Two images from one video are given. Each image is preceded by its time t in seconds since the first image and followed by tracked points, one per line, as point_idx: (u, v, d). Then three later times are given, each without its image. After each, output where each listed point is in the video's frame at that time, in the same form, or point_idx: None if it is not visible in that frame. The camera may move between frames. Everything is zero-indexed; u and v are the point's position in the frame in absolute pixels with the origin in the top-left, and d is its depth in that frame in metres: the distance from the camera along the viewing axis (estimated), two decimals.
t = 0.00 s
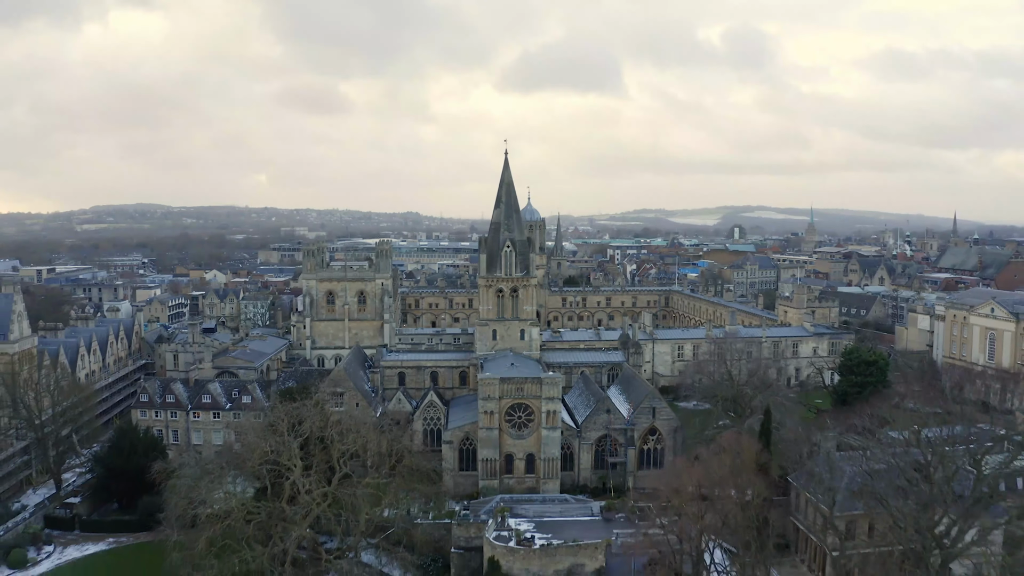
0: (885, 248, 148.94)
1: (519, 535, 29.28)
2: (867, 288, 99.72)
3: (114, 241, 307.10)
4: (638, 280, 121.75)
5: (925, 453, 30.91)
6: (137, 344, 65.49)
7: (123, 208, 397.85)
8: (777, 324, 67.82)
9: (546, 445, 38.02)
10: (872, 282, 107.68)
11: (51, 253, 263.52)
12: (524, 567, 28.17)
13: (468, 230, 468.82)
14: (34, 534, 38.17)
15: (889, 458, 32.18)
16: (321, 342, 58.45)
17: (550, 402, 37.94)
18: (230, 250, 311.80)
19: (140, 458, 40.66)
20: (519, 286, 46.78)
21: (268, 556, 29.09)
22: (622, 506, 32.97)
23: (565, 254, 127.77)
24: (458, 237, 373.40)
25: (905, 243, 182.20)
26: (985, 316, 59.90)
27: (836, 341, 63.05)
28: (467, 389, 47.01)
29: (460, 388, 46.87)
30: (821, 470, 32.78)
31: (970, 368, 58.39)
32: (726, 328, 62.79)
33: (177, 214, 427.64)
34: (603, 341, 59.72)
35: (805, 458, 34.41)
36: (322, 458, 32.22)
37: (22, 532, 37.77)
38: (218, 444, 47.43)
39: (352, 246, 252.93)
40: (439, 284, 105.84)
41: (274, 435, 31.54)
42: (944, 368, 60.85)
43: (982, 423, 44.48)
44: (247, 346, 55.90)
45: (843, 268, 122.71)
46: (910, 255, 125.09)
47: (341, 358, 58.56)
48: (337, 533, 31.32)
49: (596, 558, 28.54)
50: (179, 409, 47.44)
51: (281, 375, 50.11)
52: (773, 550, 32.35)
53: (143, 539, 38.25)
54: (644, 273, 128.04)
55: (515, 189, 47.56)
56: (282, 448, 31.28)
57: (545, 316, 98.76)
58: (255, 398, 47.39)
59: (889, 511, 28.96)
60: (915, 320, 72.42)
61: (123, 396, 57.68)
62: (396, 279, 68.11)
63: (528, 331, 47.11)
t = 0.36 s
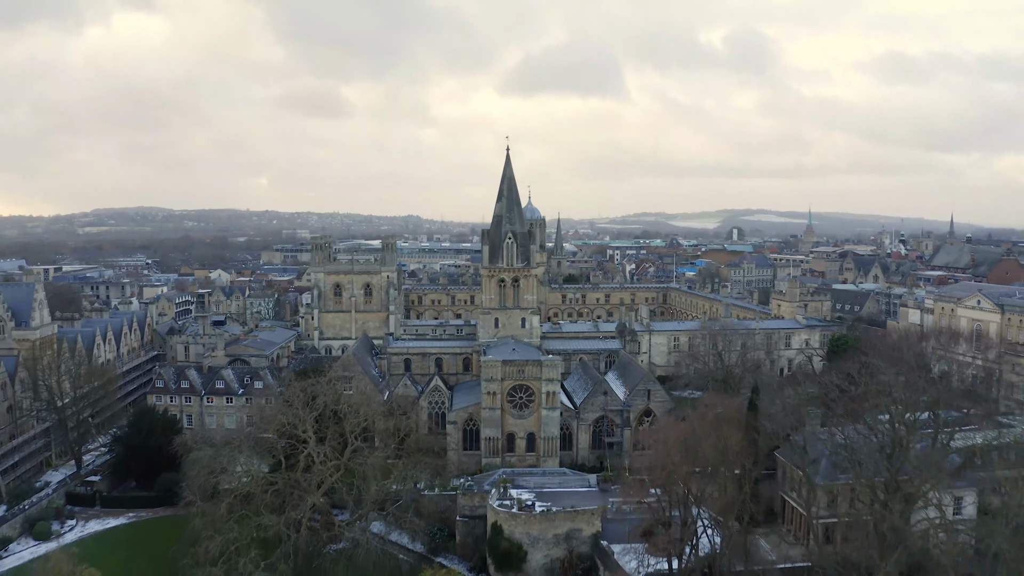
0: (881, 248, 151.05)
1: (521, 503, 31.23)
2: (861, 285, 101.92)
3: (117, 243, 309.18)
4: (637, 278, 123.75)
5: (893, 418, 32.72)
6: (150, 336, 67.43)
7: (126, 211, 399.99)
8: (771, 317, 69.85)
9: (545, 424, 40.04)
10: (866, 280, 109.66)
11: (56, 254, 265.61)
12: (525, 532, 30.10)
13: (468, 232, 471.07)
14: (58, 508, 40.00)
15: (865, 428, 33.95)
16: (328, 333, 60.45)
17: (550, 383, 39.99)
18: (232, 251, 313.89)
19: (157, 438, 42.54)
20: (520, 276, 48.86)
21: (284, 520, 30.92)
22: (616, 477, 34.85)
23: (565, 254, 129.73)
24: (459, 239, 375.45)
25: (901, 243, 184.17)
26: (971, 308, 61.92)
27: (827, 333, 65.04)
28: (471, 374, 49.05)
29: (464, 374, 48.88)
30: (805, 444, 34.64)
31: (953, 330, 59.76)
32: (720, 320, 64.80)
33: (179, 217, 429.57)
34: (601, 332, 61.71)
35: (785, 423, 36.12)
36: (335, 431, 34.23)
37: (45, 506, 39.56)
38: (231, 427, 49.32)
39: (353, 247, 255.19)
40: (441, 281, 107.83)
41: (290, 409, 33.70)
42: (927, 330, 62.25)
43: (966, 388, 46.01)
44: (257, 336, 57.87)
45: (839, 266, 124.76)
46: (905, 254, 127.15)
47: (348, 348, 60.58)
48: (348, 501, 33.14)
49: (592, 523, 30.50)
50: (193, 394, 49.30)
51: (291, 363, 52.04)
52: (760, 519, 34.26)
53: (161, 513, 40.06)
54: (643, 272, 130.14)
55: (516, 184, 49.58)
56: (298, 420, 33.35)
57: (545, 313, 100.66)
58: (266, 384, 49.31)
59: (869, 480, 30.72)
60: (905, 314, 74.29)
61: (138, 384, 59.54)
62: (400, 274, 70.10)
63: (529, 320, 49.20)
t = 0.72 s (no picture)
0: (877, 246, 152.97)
1: (522, 473, 33.09)
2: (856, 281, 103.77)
3: (120, 243, 311.10)
4: (636, 275, 125.63)
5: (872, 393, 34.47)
6: (161, 327, 69.36)
7: (128, 212, 401.82)
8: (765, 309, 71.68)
9: (545, 405, 42.01)
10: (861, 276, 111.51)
11: (59, 253, 267.51)
12: (526, 499, 31.94)
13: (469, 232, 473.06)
14: (80, 484, 41.86)
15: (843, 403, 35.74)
16: (335, 324, 62.42)
17: (549, 365, 41.95)
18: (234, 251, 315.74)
19: (174, 419, 44.35)
20: (521, 266, 50.81)
21: (302, 488, 32.82)
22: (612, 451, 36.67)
23: (565, 252, 131.66)
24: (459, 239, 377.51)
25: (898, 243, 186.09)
26: (959, 300, 63.75)
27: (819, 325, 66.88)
28: (473, 360, 50.97)
29: (467, 360, 50.80)
30: (792, 421, 36.46)
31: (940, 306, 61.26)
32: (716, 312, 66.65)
33: (181, 218, 431.47)
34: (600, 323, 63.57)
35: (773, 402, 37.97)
36: (348, 408, 36.22)
37: (67, 482, 41.39)
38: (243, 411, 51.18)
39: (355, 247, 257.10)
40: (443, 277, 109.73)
41: (304, 386, 35.78)
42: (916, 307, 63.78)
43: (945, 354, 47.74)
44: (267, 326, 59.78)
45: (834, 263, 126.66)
46: (900, 251, 129.02)
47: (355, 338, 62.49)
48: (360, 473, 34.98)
49: (589, 492, 32.28)
50: (206, 380, 51.15)
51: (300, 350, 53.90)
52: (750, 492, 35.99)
53: (179, 490, 41.88)
54: (642, 269, 132.06)
55: (518, 178, 51.48)
56: (313, 397, 35.42)
57: (545, 308, 102.52)
58: (277, 369, 51.19)
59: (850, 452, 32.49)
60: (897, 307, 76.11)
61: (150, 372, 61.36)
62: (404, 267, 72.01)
63: (530, 308, 51.16)
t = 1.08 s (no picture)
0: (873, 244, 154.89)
1: (524, 447, 34.91)
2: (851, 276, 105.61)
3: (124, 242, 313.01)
4: (635, 271, 127.43)
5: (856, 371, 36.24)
6: (171, 318, 71.17)
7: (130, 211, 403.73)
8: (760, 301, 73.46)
9: (546, 387, 43.88)
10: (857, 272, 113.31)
11: (63, 252, 269.45)
12: (528, 471, 33.75)
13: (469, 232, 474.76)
14: (99, 463, 43.53)
15: (828, 381, 37.44)
16: (342, 315, 64.22)
17: (550, 350, 43.84)
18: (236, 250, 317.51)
19: (190, 401, 46.16)
20: (522, 257, 52.69)
21: (314, 462, 34.82)
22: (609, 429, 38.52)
23: (565, 249, 133.41)
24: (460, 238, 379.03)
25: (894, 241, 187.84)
26: (948, 291, 65.53)
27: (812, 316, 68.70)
28: (476, 348, 52.81)
29: (470, 347, 52.63)
30: (781, 400, 38.27)
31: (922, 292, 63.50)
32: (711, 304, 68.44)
33: (183, 218, 433.34)
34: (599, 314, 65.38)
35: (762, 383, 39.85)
36: (357, 388, 38.20)
37: (87, 461, 43.05)
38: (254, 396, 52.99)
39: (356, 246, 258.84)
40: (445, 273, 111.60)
41: (317, 366, 37.95)
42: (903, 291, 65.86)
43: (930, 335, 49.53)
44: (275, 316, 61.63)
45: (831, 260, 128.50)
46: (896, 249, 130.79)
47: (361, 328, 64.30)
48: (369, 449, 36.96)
49: (587, 465, 34.05)
50: (219, 366, 52.96)
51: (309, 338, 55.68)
52: (740, 468, 37.81)
53: (195, 468, 43.61)
54: (641, 266, 133.91)
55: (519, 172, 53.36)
56: (324, 377, 37.42)
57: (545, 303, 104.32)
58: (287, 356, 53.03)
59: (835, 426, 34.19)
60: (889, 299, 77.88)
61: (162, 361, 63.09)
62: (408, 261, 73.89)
63: (531, 297, 53.00)
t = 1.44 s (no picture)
0: (869, 241, 156.59)
1: (525, 426, 36.61)
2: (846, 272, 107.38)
3: (126, 241, 314.67)
4: (634, 268, 129.30)
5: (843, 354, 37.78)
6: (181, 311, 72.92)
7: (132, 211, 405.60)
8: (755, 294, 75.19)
9: (546, 373, 45.61)
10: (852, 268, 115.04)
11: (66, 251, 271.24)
12: (529, 448, 35.44)
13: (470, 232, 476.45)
14: (116, 446, 45.14)
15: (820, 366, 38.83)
16: (347, 307, 65.95)
17: (549, 337, 45.62)
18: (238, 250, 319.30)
19: (202, 387, 47.81)
20: (523, 249, 54.44)
21: (325, 442, 36.55)
22: (606, 410, 40.21)
23: (566, 247, 135.19)
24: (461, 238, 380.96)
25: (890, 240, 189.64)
26: (938, 284, 67.16)
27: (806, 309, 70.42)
28: (479, 336, 54.50)
29: (472, 336, 54.36)
30: (771, 384, 39.89)
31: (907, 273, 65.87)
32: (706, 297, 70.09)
33: (185, 218, 435.39)
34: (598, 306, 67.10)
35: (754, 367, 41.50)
36: (365, 371, 39.92)
37: (104, 443, 44.67)
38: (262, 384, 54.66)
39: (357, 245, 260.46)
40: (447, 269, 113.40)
41: (327, 349, 39.78)
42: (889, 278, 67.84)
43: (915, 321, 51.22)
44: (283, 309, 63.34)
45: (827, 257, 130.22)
46: (891, 246, 132.53)
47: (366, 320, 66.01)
48: (377, 430, 38.67)
49: (585, 443, 35.72)
50: (229, 355, 54.64)
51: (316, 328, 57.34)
52: (731, 448, 39.55)
53: (208, 450, 45.20)
54: (640, 263, 135.69)
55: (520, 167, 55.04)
56: (334, 361, 39.17)
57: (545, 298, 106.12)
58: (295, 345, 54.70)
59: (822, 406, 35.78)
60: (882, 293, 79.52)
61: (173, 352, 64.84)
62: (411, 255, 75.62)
63: (531, 288, 54.72)
